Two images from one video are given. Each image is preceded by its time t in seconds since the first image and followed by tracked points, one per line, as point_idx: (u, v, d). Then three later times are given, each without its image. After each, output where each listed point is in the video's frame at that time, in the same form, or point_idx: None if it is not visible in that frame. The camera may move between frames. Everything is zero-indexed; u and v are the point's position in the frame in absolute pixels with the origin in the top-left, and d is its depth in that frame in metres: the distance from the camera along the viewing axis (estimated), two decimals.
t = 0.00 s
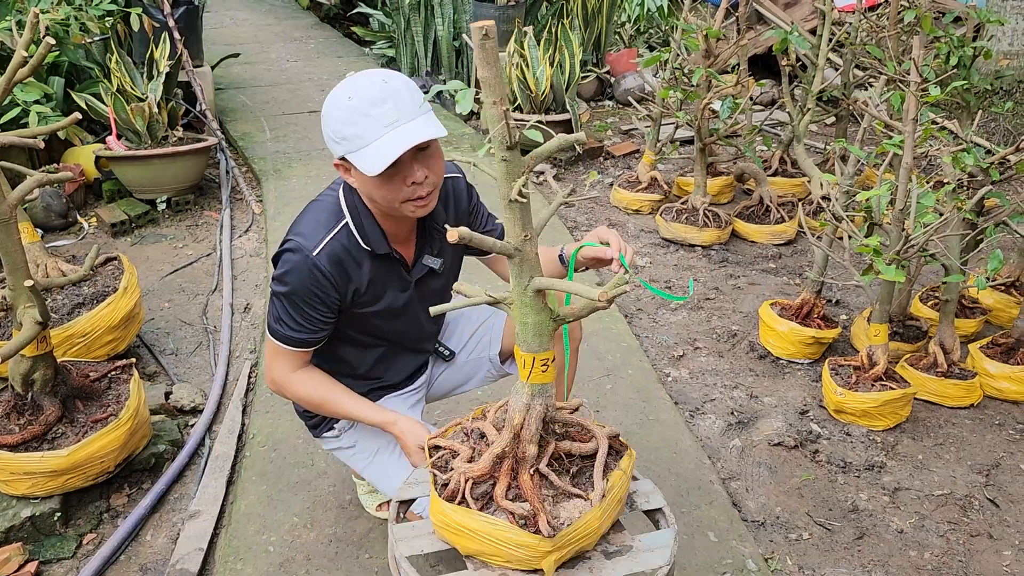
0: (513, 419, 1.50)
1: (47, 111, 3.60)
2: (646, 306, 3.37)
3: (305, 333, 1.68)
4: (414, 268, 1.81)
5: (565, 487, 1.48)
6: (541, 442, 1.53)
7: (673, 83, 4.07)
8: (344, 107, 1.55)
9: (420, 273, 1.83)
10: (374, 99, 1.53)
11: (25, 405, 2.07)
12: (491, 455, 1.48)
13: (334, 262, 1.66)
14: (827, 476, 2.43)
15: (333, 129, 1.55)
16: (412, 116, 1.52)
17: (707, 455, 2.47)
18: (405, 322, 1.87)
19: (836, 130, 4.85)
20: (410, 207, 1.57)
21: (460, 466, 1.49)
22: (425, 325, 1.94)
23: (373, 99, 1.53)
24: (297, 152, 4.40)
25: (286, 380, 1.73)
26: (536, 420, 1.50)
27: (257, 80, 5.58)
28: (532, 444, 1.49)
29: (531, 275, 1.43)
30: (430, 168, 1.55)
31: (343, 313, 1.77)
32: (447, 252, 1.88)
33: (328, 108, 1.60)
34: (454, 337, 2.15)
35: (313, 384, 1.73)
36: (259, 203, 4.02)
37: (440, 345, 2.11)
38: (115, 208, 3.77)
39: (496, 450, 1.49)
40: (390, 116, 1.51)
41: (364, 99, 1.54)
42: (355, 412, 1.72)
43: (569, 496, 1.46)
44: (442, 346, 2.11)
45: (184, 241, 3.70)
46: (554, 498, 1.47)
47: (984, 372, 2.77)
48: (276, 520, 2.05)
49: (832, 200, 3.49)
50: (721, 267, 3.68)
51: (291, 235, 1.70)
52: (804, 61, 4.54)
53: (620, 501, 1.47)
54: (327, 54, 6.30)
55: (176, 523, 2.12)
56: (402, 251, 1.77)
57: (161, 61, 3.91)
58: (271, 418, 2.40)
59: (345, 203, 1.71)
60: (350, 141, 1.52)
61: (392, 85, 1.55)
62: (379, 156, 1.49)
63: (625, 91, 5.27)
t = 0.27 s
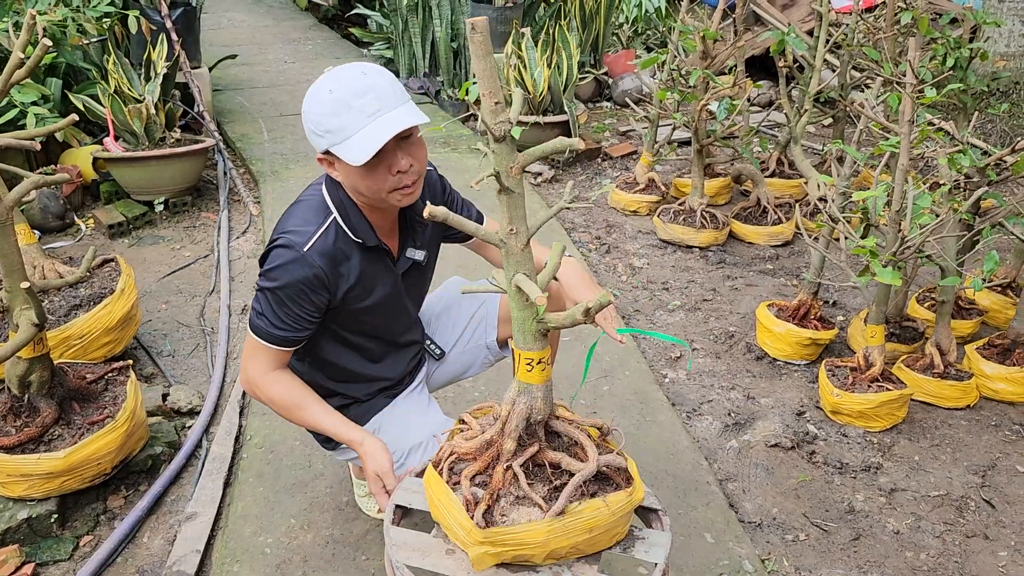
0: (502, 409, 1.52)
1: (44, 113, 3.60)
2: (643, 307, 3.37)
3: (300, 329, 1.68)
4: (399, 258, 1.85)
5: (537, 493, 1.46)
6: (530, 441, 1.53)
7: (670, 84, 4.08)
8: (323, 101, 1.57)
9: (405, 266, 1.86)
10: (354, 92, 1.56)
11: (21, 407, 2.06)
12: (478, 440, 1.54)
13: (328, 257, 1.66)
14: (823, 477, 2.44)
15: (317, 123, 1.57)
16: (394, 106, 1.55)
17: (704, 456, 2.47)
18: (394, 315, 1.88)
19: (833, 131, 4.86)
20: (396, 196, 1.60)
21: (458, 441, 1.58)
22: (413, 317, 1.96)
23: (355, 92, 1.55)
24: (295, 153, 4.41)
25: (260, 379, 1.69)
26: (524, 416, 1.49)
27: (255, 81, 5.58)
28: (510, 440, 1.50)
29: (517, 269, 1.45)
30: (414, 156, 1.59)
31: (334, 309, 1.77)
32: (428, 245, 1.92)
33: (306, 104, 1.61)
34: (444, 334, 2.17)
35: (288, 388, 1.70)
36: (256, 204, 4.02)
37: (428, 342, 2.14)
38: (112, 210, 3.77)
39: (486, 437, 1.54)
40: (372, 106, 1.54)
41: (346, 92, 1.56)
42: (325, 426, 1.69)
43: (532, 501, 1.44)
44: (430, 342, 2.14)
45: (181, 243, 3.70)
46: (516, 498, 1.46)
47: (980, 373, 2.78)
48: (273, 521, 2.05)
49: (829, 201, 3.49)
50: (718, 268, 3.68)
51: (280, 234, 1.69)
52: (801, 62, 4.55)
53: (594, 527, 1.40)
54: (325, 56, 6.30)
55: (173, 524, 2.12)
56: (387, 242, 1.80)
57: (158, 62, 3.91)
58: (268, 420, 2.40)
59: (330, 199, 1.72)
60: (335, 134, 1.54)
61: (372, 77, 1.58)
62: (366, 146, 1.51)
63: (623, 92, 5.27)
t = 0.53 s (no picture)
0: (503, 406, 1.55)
1: (41, 115, 3.60)
2: (640, 309, 3.38)
3: (302, 326, 1.69)
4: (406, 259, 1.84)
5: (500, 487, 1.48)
6: (520, 440, 1.54)
7: (667, 86, 4.08)
8: (326, 100, 1.58)
9: (411, 266, 1.85)
10: (357, 90, 1.56)
11: (17, 410, 2.05)
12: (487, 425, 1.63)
13: (330, 253, 1.68)
14: (820, 479, 2.44)
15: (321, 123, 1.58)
16: (395, 103, 1.55)
17: (701, 458, 2.48)
18: (400, 314, 1.89)
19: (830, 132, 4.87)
20: (398, 193, 1.60)
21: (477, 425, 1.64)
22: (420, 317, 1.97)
23: (356, 90, 1.56)
24: (293, 154, 4.41)
25: (275, 378, 1.72)
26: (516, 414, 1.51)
27: (253, 82, 5.58)
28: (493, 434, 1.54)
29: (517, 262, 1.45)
30: (416, 154, 1.59)
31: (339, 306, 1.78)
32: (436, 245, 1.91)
33: (312, 104, 1.62)
34: (457, 340, 2.18)
35: (297, 386, 1.71)
36: (254, 205, 4.01)
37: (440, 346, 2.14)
38: (109, 211, 3.77)
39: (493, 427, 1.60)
40: (373, 104, 1.54)
41: (348, 91, 1.57)
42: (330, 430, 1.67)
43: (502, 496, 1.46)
44: (442, 346, 2.14)
45: (178, 244, 3.69)
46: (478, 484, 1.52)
47: (977, 374, 2.79)
48: (270, 523, 2.05)
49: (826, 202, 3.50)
50: (715, 270, 3.69)
51: (286, 231, 1.72)
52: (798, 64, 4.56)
53: (536, 543, 1.37)
54: (322, 57, 6.31)
55: (170, 526, 2.12)
56: (392, 242, 1.80)
57: (156, 64, 3.91)
58: (265, 422, 2.40)
59: (335, 197, 1.73)
60: (336, 133, 1.55)
61: (373, 75, 1.58)
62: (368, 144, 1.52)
63: (620, 93, 5.28)
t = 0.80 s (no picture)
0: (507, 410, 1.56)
1: (39, 116, 3.59)
2: (639, 310, 3.38)
3: (320, 323, 1.69)
4: (418, 258, 1.85)
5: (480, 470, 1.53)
6: (512, 439, 1.54)
7: (665, 87, 4.08)
8: (355, 95, 1.59)
9: (422, 266, 1.86)
10: (384, 86, 1.58)
11: (14, 412, 2.03)
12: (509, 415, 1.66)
13: (348, 250, 1.69)
14: (817, 481, 2.44)
15: (346, 116, 1.59)
16: (421, 101, 1.57)
17: (699, 459, 2.48)
18: (413, 314, 1.90)
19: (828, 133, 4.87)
20: (418, 190, 1.61)
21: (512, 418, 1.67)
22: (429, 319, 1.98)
23: (383, 86, 1.57)
24: (291, 156, 4.41)
25: (302, 375, 1.73)
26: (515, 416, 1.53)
27: (251, 84, 5.58)
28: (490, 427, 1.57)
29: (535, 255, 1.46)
30: (437, 152, 1.60)
31: (353, 305, 1.79)
32: (446, 245, 1.93)
33: (338, 99, 1.64)
34: (458, 344, 2.18)
35: (326, 382, 1.74)
36: (252, 207, 4.01)
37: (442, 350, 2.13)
38: (108, 213, 3.76)
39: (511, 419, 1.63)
40: (399, 100, 1.55)
41: (376, 87, 1.58)
42: (365, 412, 1.74)
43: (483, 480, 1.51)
44: (443, 351, 2.13)
45: (176, 246, 3.69)
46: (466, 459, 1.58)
47: (974, 376, 2.79)
48: (268, 525, 2.05)
49: (823, 204, 3.50)
50: (713, 271, 3.69)
51: (302, 229, 1.72)
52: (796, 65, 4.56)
53: (477, 535, 1.41)
54: (321, 59, 6.31)
55: (167, 529, 2.12)
56: (406, 241, 1.81)
57: (154, 65, 3.90)
58: (263, 424, 2.41)
59: (351, 196, 1.74)
60: (361, 125, 1.56)
61: (402, 74, 1.61)
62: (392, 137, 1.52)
63: (618, 95, 5.28)
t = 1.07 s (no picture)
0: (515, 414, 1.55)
1: (38, 118, 3.59)
2: (637, 312, 3.38)
3: (321, 319, 1.70)
4: (421, 260, 1.85)
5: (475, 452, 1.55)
6: (509, 435, 1.55)
7: (664, 89, 4.09)
8: (369, 92, 1.60)
9: (425, 267, 1.87)
10: (397, 85, 1.59)
11: (13, 414, 2.03)
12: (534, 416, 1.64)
13: (351, 247, 1.70)
14: (815, 482, 2.44)
15: (357, 113, 1.60)
16: (433, 101, 1.58)
17: (697, 461, 2.48)
18: (415, 315, 1.90)
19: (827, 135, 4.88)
20: (426, 189, 1.62)
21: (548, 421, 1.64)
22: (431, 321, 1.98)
23: (396, 85, 1.58)
24: (290, 158, 4.41)
25: (297, 369, 1.74)
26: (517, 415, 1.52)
27: (250, 86, 5.58)
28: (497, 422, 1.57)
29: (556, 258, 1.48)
30: (446, 153, 1.62)
31: (355, 303, 1.79)
32: (450, 248, 1.93)
33: (350, 95, 1.65)
34: (458, 347, 2.18)
35: (321, 377, 1.74)
36: (251, 208, 4.01)
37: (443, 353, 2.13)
38: (106, 215, 3.76)
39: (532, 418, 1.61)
40: (411, 99, 1.56)
41: (389, 86, 1.59)
42: (358, 410, 1.73)
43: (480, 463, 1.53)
44: (445, 354, 2.13)
45: (175, 248, 3.69)
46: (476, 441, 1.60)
47: (972, 377, 2.80)
48: (266, 526, 2.05)
49: (822, 206, 3.51)
50: (712, 273, 3.69)
51: (306, 226, 1.73)
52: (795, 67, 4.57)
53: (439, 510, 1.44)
54: (320, 60, 6.31)
55: (166, 530, 2.11)
56: (410, 242, 1.81)
57: (153, 67, 3.91)
58: (262, 425, 2.41)
59: (358, 195, 1.74)
60: (372, 123, 1.57)
61: (415, 74, 1.61)
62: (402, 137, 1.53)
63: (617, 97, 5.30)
